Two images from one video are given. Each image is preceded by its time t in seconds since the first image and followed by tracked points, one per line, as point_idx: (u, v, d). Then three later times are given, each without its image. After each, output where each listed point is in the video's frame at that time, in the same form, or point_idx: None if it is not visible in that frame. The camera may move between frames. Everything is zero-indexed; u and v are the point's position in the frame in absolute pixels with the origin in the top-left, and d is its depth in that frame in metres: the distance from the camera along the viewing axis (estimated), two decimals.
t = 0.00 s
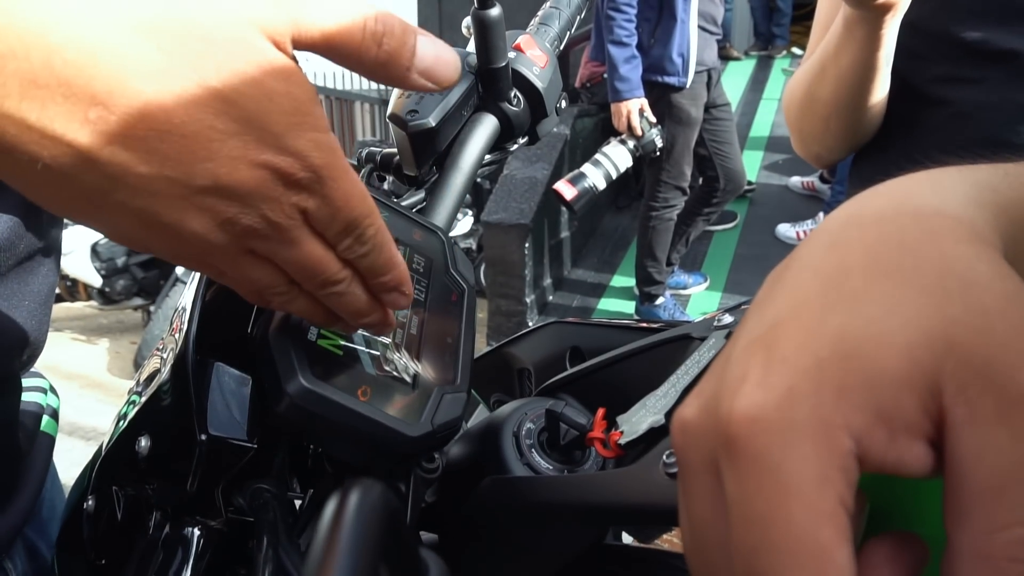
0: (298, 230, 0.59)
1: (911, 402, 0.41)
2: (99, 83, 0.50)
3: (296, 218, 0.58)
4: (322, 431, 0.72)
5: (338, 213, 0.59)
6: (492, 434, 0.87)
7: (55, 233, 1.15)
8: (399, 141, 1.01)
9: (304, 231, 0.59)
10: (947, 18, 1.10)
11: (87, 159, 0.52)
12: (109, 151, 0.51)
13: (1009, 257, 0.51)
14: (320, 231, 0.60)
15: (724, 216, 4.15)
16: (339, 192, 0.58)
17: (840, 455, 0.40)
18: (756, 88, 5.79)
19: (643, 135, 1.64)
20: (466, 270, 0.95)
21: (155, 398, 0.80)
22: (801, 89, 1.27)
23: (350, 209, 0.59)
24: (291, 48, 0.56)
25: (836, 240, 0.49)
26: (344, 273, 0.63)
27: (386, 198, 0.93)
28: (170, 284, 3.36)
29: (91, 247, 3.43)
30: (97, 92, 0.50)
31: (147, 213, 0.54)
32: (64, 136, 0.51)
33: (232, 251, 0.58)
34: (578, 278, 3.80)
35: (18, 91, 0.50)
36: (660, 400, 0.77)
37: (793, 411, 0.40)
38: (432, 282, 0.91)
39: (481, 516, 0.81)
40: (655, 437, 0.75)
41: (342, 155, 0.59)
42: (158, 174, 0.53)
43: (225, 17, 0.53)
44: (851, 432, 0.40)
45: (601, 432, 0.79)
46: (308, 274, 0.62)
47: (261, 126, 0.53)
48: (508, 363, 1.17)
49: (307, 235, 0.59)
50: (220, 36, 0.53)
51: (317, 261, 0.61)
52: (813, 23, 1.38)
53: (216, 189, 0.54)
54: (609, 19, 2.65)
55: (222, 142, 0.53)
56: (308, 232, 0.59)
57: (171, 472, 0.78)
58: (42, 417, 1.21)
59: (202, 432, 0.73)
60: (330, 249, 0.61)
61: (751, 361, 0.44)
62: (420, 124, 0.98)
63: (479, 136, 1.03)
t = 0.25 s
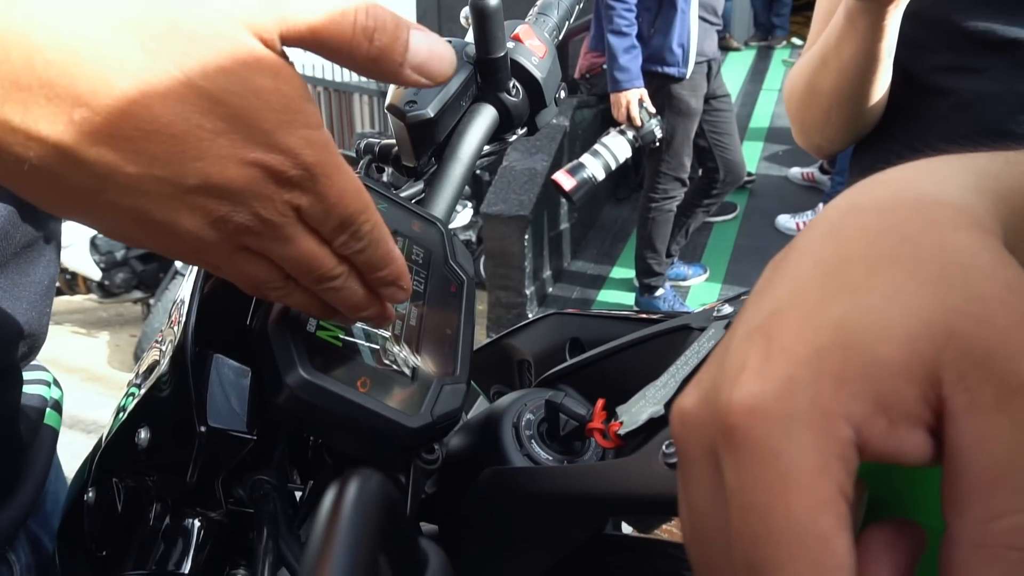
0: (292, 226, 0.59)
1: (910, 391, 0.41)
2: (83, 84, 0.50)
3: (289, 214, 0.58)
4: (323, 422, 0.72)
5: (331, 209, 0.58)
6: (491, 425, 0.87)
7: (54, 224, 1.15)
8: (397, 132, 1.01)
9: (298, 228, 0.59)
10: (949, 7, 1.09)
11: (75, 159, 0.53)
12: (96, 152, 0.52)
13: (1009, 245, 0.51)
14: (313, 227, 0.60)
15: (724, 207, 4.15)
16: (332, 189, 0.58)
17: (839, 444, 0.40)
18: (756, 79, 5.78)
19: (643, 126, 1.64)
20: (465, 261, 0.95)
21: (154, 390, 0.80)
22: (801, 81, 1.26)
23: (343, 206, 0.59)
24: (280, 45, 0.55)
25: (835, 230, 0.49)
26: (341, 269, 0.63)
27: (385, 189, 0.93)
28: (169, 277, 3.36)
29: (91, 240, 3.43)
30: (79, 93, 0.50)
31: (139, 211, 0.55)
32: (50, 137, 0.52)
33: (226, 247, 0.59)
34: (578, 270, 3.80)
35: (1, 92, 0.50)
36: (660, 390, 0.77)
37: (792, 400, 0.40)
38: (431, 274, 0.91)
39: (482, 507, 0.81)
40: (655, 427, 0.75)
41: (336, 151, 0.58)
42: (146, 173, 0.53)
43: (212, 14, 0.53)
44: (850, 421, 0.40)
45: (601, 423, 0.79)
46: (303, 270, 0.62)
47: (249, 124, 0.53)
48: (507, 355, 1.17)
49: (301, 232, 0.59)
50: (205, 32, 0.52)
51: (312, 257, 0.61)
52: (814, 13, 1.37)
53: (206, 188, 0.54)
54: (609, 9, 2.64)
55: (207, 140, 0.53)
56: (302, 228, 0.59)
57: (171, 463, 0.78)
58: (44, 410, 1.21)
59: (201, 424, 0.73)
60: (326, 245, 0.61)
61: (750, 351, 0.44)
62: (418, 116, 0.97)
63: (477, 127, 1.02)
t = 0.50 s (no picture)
0: (279, 219, 0.59)
1: (909, 382, 0.41)
2: (58, 83, 0.50)
3: (276, 208, 0.58)
4: (323, 417, 0.72)
5: (319, 203, 0.58)
6: (490, 419, 0.87)
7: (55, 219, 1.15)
8: (395, 127, 1.00)
9: (285, 222, 0.59)
10: None
11: (56, 159, 0.53)
12: (76, 150, 0.52)
13: (1009, 236, 0.51)
14: (302, 220, 0.60)
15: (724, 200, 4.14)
16: (319, 183, 0.58)
17: (838, 436, 0.40)
18: (755, 72, 5.76)
19: (643, 119, 1.64)
20: (464, 256, 0.95)
21: (153, 386, 0.80)
22: (802, 73, 1.26)
23: (331, 198, 0.59)
24: (257, 39, 0.55)
25: (833, 222, 0.49)
26: (333, 262, 0.63)
27: (383, 183, 0.93)
28: (169, 273, 3.36)
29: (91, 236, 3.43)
30: (55, 92, 0.50)
31: (125, 209, 0.56)
32: (30, 136, 0.52)
33: (216, 241, 0.59)
34: (577, 264, 3.80)
35: None
36: (659, 383, 0.77)
37: (791, 393, 0.40)
38: (430, 268, 0.90)
39: (482, 501, 0.81)
40: (654, 420, 0.75)
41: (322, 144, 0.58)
42: (127, 170, 0.53)
43: (186, 10, 0.52)
44: (849, 413, 0.40)
45: (600, 416, 0.79)
46: (295, 263, 0.62)
47: (229, 120, 0.53)
48: (507, 349, 1.17)
49: (289, 225, 0.59)
50: (181, 30, 0.52)
51: (302, 251, 0.61)
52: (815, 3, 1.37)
53: (189, 184, 0.55)
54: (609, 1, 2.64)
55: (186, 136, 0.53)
56: (291, 221, 0.59)
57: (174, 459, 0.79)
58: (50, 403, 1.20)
59: (201, 419, 0.74)
60: (317, 239, 0.61)
61: (749, 344, 0.44)
62: (416, 110, 0.97)
63: (475, 121, 1.02)
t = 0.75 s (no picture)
0: (270, 220, 0.59)
1: (906, 376, 0.41)
2: (37, 87, 0.50)
3: (266, 209, 0.58)
4: (322, 416, 0.71)
5: (308, 204, 0.58)
6: (490, 417, 0.87)
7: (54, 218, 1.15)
8: (394, 125, 1.00)
9: (275, 222, 0.59)
10: None
11: (41, 164, 0.52)
12: (60, 155, 0.52)
13: (1006, 231, 0.51)
14: (292, 220, 0.60)
15: (724, 198, 4.14)
16: (307, 183, 0.57)
17: (836, 430, 0.40)
18: (754, 69, 5.76)
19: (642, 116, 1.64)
20: (463, 253, 0.95)
21: (151, 384, 0.79)
22: (799, 71, 1.24)
23: (321, 199, 0.59)
24: (237, 40, 0.54)
25: (829, 217, 0.49)
26: (326, 262, 0.63)
27: (382, 181, 0.93)
28: (169, 272, 3.35)
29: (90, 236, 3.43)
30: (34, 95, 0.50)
31: (112, 211, 0.56)
32: (10, 141, 0.52)
33: (207, 242, 0.59)
34: (577, 261, 3.80)
35: None
36: (658, 380, 0.77)
37: (789, 387, 0.40)
38: (428, 266, 0.90)
39: (480, 499, 0.81)
40: (654, 416, 0.75)
41: (310, 144, 0.58)
42: (112, 174, 0.53)
43: (165, 11, 0.52)
44: (847, 409, 0.40)
45: (600, 414, 0.79)
46: (287, 264, 0.62)
47: (212, 122, 0.53)
48: (506, 346, 1.17)
49: (277, 226, 0.59)
50: (161, 31, 0.52)
51: (294, 252, 0.61)
52: None
53: (174, 187, 0.55)
54: None
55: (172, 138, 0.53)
56: (281, 222, 0.59)
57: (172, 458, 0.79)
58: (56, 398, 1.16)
59: (200, 417, 0.75)
60: (309, 240, 0.61)
61: (746, 340, 0.44)
62: (414, 107, 0.97)
63: (474, 118, 1.02)
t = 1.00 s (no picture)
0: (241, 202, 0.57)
1: (895, 368, 0.40)
2: None
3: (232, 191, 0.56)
4: (318, 412, 0.71)
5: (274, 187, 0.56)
6: (486, 414, 0.87)
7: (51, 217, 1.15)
8: (388, 122, 1.00)
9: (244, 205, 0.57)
10: None
11: None
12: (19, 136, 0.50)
13: (1000, 224, 0.50)
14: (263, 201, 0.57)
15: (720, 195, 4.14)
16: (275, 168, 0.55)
17: (827, 423, 0.39)
18: (751, 66, 5.76)
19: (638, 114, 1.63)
20: (458, 251, 0.95)
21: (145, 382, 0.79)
22: (791, 63, 1.26)
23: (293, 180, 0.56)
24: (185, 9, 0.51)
25: (822, 207, 0.47)
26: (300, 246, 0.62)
27: (377, 179, 0.93)
28: (165, 270, 3.35)
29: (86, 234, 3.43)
30: None
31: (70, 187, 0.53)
32: None
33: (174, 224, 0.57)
34: (574, 259, 3.80)
35: None
36: (654, 376, 0.78)
37: (780, 381, 0.40)
38: (424, 263, 0.90)
39: (476, 495, 0.81)
40: (649, 412, 0.75)
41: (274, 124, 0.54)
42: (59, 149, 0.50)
43: None
44: (837, 401, 0.40)
45: (595, 410, 0.79)
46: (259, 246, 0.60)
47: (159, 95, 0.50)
48: (503, 344, 1.17)
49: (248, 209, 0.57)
50: None
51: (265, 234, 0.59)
52: None
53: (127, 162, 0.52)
54: None
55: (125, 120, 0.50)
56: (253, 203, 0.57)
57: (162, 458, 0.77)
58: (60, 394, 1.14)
59: (195, 416, 0.73)
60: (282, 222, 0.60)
61: (737, 332, 0.43)
62: (409, 104, 0.97)
63: (469, 115, 1.02)
